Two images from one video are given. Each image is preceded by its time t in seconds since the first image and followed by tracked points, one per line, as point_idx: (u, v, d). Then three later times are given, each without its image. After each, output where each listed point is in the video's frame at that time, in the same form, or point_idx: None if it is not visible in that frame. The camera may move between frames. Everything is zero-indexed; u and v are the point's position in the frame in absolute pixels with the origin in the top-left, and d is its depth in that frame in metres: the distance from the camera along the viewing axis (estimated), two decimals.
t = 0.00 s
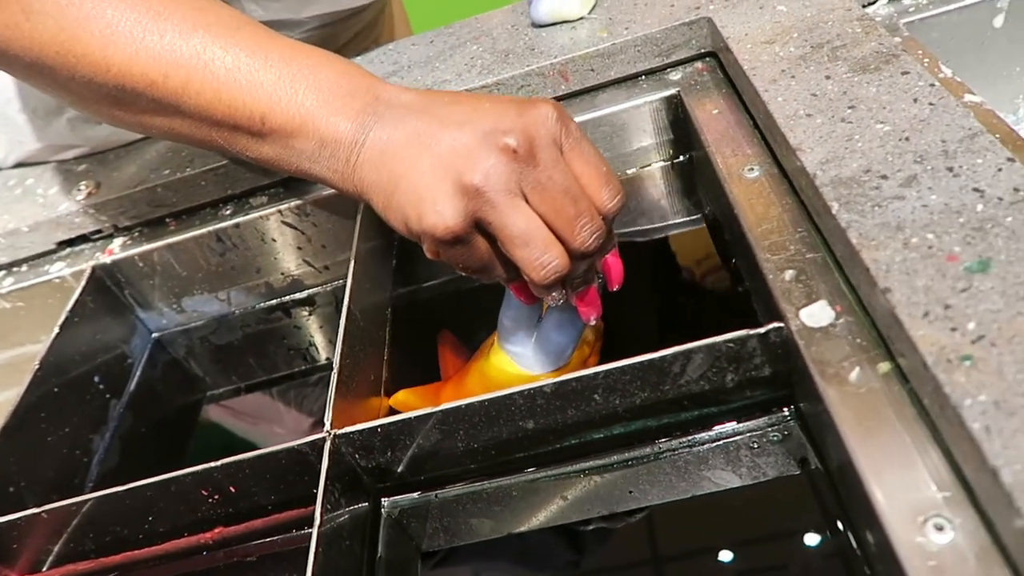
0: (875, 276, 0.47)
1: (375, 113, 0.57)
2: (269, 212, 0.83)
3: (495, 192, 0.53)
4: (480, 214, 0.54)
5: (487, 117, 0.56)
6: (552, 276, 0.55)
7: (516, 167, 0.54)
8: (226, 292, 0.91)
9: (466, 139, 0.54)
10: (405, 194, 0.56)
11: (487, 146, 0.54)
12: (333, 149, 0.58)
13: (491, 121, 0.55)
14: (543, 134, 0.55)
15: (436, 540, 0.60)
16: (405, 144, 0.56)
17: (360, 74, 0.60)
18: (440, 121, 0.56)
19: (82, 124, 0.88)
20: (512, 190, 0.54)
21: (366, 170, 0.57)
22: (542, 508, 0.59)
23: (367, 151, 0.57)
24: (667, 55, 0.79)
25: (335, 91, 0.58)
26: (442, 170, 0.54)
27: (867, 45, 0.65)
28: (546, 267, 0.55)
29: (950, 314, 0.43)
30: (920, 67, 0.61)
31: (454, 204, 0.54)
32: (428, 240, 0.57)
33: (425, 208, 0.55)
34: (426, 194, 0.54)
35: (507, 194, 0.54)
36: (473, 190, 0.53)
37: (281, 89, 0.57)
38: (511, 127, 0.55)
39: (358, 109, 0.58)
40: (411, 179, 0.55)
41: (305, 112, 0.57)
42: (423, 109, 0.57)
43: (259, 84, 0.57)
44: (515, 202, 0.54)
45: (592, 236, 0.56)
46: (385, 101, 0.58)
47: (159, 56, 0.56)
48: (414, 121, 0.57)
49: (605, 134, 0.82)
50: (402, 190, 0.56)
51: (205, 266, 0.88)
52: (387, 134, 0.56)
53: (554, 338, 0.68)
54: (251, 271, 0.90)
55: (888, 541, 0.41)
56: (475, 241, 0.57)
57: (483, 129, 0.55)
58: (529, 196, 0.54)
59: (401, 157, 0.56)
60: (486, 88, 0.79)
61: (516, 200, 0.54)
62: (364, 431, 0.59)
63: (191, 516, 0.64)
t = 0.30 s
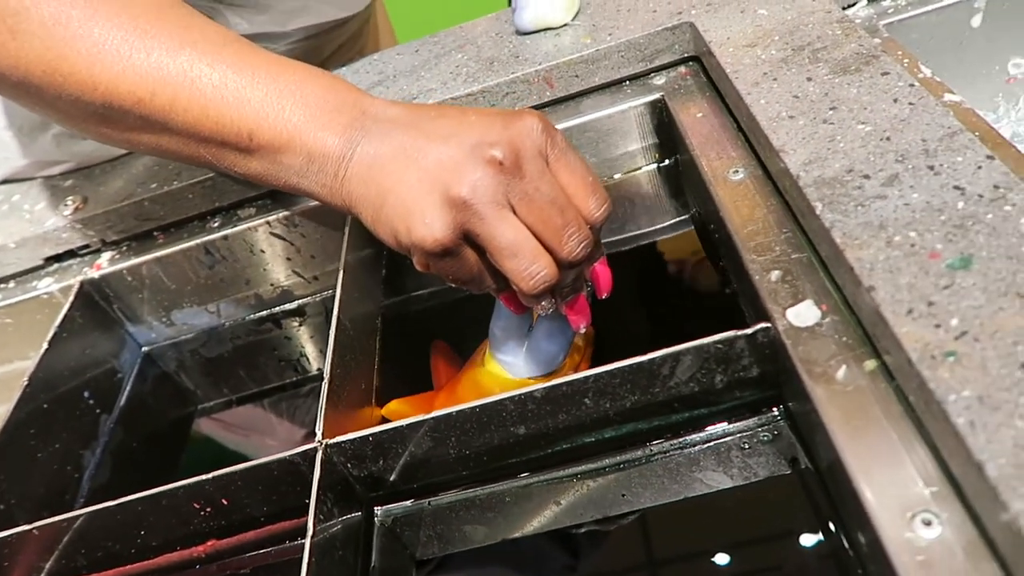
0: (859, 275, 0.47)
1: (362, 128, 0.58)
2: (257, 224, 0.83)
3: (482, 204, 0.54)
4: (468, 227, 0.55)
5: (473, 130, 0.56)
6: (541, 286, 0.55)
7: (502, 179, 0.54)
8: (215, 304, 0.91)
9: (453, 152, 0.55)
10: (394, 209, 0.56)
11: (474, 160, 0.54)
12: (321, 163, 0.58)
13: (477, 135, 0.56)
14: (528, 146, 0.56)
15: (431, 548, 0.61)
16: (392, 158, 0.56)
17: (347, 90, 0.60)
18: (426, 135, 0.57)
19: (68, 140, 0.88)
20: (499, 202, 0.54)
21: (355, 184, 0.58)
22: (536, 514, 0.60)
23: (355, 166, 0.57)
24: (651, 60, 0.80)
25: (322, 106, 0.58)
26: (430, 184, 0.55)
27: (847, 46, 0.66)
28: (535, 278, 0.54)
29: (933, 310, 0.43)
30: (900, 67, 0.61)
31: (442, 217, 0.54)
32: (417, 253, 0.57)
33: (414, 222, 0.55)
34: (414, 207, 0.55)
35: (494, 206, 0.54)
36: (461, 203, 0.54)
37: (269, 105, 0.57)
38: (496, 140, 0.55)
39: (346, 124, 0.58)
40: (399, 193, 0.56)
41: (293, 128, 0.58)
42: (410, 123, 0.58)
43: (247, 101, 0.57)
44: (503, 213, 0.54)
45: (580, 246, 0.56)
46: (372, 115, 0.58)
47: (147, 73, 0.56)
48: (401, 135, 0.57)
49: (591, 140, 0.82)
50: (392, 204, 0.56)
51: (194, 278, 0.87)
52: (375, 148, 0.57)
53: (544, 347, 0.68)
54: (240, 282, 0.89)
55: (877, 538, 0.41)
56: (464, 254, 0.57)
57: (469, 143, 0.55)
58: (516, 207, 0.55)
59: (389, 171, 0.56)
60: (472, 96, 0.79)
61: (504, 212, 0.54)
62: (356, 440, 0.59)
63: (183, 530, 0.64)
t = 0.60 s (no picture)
0: (845, 271, 0.47)
1: (342, 137, 0.58)
2: (245, 233, 0.83)
3: (460, 212, 0.53)
4: (447, 234, 0.54)
5: (452, 137, 0.56)
6: (522, 292, 0.54)
7: (479, 186, 0.54)
8: (205, 314, 0.91)
9: (431, 160, 0.55)
10: (374, 218, 0.56)
11: (451, 167, 0.54)
12: (302, 173, 0.58)
13: (454, 142, 0.56)
14: (506, 152, 0.56)
15: (425, 554, 0.60)
16: (372, 167, 0.56)
17: (327, 99, 0.60)
18: (405, 143, 0.56)
19: (54, 152, 0.88)
20: (478, 209, 0.54)
21: (335, 194, 0.58)
22: (529, 518, 0.59)
23: (335, 175, 0.57)
24: (635, 62, 0.80)
25: (302, 116, 0.58)
26: (408, 193, 0.55)
27: (830, 44, 0.66)
28: (514, 284, 0.54)
29: (919, 305, 0.44)
30: (882, 64, 0.62)
31: (422, 226, 0.54)
32: (399, 262, 0.57)
33: (394, 231, 0.55)
34: (394, 216, 0.55)
35: (472, 213, 0.53)
36: (439, 211, 0.54)
37: (248, 115, 0.57)
38: (474, 146, 0.55)
39: (325, 133, 0.58)
40: (379, 202, 0.56)
41: (273, 138, 0.58)
42: (389, 131, 0.58)
43: (225, 112, 0.57)
44: (481, 220, 0.54)
45: (561, 250, 0.56)
46: (351, 124, 0.58)
47: (125, 86, 0.56)
48: (379, 144, 0.57)
49: (578, 142, 0.82)
50: (371, 213, 0.56)
51: (183, 289, 0.87)
52: (354, 158, 0.57)
53: (532, 352, 0.68)
54: (229, 292, 0.89)
55: (868, 533, 0.41)
56: (445, 262, 0.57)
57: (446, 150, 0.55)
58: (495, 214, 0.54)
59: (368, 180, 0.56)
60: (457, 101, 0.79)
61: (482, 217, 0.54)
62: (347, 447, 0.58)
63: (175, 541, 0.64)
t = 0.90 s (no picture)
0: (839, 272, 0.47)
1: (324, 142, 0.57)
2: (238, 239, 0.83)
3: (440, 218, 0.53)
4: (428, 240, 0.54)
5: (433, 142, 0.56)
6: (505, 297, 0.53)
7: (459, 191, 0.53)
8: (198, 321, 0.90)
9: (411, 166, 0.54)
10: (356, 224, 0.56)
11: (430, 173, 0.54)
12: (284, 180, 0.58)
13: (434, 146, 0.55)
14: (485, 156, 0.55)
15: (421, 561, 0.60)
16: (353, 173, 0.56)
17: (311, 105, 0.60)
18: (387, 149, 0.56)
19: (43, 160, 0.87)
20: (458, 214, 0.53)
21: (317, 201, 0.57)
22: (525, 523, 0.59)
23: (316, 182, 0.57)
24: (626, 64, 0.80)
25: (284, 122, 0.58)
26: (389, 199, 0.54)
27: (820, 45, 0.66)
28: (496, 290, 0.53)
29: (913, 305, 0.44)
30: (872, 64, 0.62)
31: (402, 233, 0.54)
32: (382, 269, 0.57)
33: (376, 238, 0.55)
34: (375, 223, 0.55)
35: (452, 219, 0.53)
36: (419, 217, 0.53)
37: (229, 122, 0.57)
38: (454, 151, 0.54)
39: (307, 139, 0.57)
40: (361, 208, 0.55)
41: (254, 144, 0.57)
42: (372, 137, 0.57)
43: (207, 117, 0.57)
44: (461, 225, 0.53)
45: (545, 254, 0.54)
46: (334, 130, 0.58)
47: (107, 92, 0.56)
48: (361, 150, 0.56)
49: (570, 145, 0.82)
50: (353, 219, 0.56)
51: (175, 296, 0.87)
52: (335, 164, 0.56)
53: (524, 358, 0.69)
54: (222, 299, 0.89)
55: (864, 534, 0.41)
56: (428, 269, 0.57)
57: (426, 155, 0.55)
58: (476, 219, 0.54)
59: (350, 187, 0.56)
60: (449, 105, 0.79)
61: (462, 223, 0.53)
62: (342, 454, 0.58)
63: (170, 551, 0.63)
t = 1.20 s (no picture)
0: (839, 272, 0.47)
1: (315, 151, 0.57)
2: (237, 245, 0.83)
3: (429, 226, 0.53)
4: (418, 248, 0.54)
5: (422, 150, 0.56)
6: (496, 304, 0.53)
7: (449, 199, 0.53)
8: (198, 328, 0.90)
9: (400, 175, 0.54)
10: (347, 233, 0.56)
11: (420, 182, 0.54)
12: (276, 189, 0.58)
13: (423, 154, 0.55)
14: (473, 163, 0.54)
15: (423, 566, 0.60)
16: (345, 182, 0.56)
17: (303, 114, 0.60)
18: (377, 158, 0.56)
19: (42, 168, 0.87)
20: (448, 221, 0.53)
21: (309, 210, 0.57)
22: (527, 527, 0.59)
23: (308, 191, 0.57)
24: (624, 67, 0.80)
25: (275, 131, 0.58)
26: (380, 208, 0.54)
27: (817, 46, 0.66)
28: (486, 297, 0.52)
29: (913, 305, 0.44)
30: (870, 65, 0.62)
31: (393, 241, 0.54)
32: (375, 278, 0.57)
33: (367, 247, 0.55)
34: (366, 233, 0.55)
35: (441, 226, 0.53)
36: (409, 225, 0.53)
37: (220, 131, 0.57)
38: (443, 158, 0.54)
39: (299, 148, 0.57)
40: (352, 217, 0.55)
41: (246, 154, 0.57)
42: (363, 145, 0.57)
43: (199, 127, 0.57)
44: (451, 232, 0.53)
45: (537, 258, 0.54)
46: (325, 139, 0.58)
47: (99, 101, 0.56)
48: (352, 159, 0.56)
49: (569, 148, 0.82)
50: (345, 228, 0.56)
51: (175, 303, 0.87)
52: (327, 173, 0.56)
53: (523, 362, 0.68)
54: (222, 305, 0.89)
55: (867, 535, 0.41)
56: (420, 277, 0.57)
57: (416, 164, 0.55)
58: (466, 226, 0.53)
59: (341, 196, 0.56)
60: (447, 109, 0.79)
61: (451, 230, 0.53)
62: (343, 460, 0.58)
63: (171, 558, 0.63)
